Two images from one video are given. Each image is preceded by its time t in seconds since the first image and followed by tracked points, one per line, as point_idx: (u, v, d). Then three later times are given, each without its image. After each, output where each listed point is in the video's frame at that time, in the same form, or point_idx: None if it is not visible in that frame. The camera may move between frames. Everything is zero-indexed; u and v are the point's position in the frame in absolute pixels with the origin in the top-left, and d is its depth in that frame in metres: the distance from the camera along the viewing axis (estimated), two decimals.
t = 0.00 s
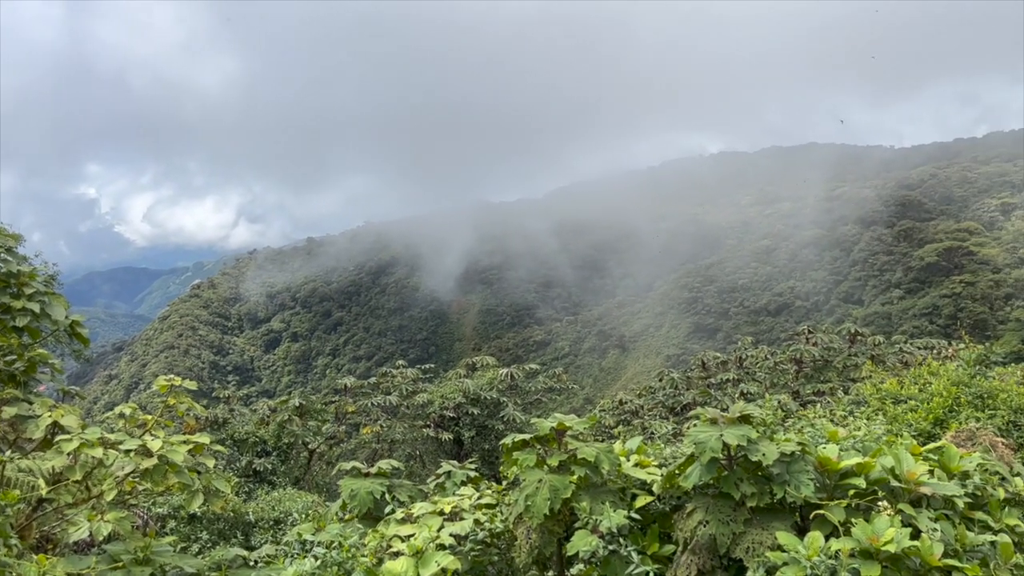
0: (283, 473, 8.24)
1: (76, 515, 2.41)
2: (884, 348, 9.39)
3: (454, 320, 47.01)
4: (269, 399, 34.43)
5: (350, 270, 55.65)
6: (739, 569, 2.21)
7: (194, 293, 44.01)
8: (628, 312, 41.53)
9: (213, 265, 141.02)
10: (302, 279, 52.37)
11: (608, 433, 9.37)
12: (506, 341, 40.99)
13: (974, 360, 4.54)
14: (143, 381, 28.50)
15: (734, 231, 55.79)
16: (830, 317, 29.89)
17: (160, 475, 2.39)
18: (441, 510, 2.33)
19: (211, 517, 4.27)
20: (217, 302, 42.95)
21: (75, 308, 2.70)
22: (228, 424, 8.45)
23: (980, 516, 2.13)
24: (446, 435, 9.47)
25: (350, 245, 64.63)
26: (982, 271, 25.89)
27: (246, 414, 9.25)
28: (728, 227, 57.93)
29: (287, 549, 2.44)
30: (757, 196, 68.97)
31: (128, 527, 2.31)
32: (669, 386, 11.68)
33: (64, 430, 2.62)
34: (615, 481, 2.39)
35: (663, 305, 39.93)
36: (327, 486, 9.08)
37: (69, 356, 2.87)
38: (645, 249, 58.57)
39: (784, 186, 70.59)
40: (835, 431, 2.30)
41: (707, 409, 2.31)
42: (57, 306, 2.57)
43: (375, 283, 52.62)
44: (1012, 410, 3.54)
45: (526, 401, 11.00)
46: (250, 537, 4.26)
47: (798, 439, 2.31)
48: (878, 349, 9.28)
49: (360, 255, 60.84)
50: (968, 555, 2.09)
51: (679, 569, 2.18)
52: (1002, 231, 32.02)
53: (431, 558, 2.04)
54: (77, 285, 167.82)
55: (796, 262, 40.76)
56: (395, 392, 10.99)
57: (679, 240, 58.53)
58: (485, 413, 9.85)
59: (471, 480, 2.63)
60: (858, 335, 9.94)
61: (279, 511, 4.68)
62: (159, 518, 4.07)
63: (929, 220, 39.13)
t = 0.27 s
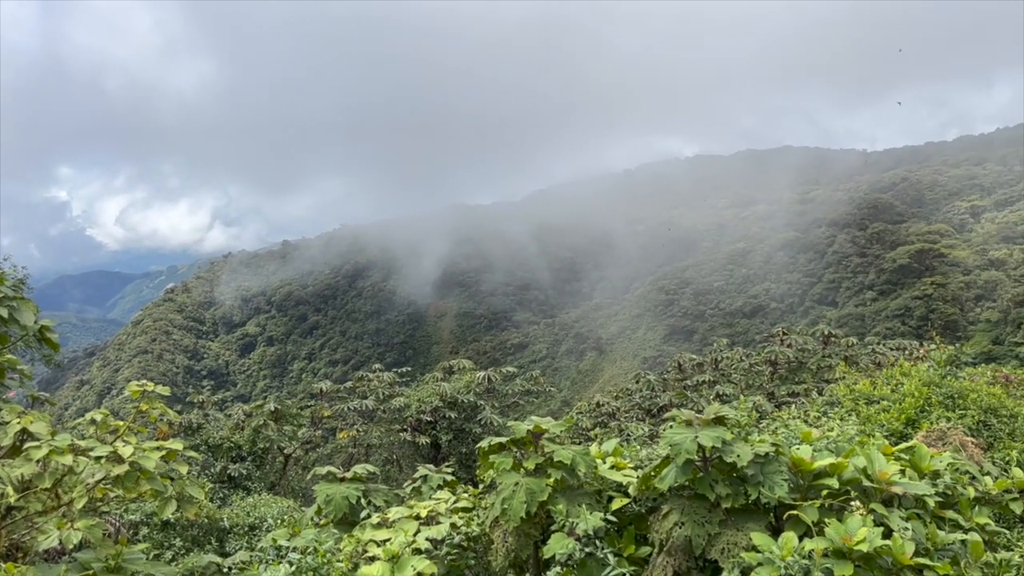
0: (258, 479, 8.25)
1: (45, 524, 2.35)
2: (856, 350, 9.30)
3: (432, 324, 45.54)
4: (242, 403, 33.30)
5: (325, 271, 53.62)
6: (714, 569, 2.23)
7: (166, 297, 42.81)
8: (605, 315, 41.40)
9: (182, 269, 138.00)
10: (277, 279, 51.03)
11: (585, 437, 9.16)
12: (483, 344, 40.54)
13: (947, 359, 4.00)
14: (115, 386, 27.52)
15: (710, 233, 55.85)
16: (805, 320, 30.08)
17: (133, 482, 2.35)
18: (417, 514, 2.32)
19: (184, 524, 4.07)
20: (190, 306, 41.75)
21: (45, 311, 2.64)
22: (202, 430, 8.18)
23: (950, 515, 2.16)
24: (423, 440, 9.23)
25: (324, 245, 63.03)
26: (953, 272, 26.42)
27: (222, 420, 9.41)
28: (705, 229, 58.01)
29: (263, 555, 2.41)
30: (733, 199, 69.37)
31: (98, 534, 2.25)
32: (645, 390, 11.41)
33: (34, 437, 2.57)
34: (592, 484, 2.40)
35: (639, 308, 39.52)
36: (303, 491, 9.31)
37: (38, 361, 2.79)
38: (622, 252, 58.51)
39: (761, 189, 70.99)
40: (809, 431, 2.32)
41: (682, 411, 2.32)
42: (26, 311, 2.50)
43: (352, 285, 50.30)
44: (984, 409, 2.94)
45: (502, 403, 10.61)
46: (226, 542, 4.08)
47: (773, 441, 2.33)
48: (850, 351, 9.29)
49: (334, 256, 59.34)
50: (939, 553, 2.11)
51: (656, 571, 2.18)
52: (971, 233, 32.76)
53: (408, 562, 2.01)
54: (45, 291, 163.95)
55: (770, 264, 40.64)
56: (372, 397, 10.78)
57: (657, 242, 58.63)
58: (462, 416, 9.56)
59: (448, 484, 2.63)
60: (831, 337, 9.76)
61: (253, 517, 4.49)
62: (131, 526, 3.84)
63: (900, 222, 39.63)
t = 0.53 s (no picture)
0: (235, 484, 8.20)
1: (16, 532, 2.31)
2: (832, 351, 9.43)
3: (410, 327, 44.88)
4: (219, 408, 32.41)
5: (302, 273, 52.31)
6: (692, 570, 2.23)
7: (141, 302, 41.65)
8: (584, 318, 41.12)
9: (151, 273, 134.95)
10: (253, 281, 49.78)
11: (564, 439, 9.07)
12: (461, 348, 39.93)
13: (920, 359, 4.00)
14: (91, 391, 26.72)
15: (688, 236, 55.78)
16: (782, 321, 30.16)
17: (106, 488, 2.33)
18: (395, 517, 2.31)
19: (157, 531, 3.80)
20: (165, 310, 40.61)
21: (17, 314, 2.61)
22: (177, 436, 8.28)
23: (924, 514, 2.17)
24: (402, 444, 8.94)
25: (300, 247, 61.59)
26: (926, 275, 27.00)
27: (198, 425, 9.30)
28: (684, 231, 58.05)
29: (239, 560, 2.39)
30: (710, 201, 69.58)
31: (72, 541, 2.23)
32: (624, 391, 11.27)
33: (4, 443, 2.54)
34: (570, 486, 2.40)
35: (617, 310, 39.21)
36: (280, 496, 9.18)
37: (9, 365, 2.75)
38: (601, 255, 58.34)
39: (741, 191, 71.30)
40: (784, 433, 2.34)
41: (659, 412, 2.33)
42: None
43: (329, 288, 48.88)
44: (957, 406, 2.93)
45: (482, 406, 10.51)
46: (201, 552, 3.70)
47: (748, 441, 2.35)
48: (826, 352, 9.43)
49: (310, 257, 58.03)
50: (912, 552, 2.13)
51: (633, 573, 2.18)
52: (943, 236, 33.49)
53: (385, 565, 2.00)
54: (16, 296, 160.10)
55: (746, 266, 40.56)
56: (350, 401, 10.39)
57: (634, 244, 58.58)
58: (441, 419, 9.37)
59: (427, 487, 2.62)
60: (807, 338, 9.89)
61: (231, 523, 4.23)
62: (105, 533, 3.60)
63: (875, 225, 40.12)
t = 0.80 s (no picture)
0: (213, 489, 7.85)
1: None
2: (809, 351, 9.63)
3: (389, 329, 44.48)
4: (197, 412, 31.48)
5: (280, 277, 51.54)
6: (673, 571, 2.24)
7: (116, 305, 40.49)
8: (563, 320, 40.84)
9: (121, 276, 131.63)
10: (230, 286, 48.82)
11: (542, 440, 9.02)
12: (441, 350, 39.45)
13: (897, 359, 4.02)
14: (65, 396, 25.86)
15: (667, 238, 55.69)
16: (760, 322, 30.17)
17: (80, 494, 2.30)
18: (374, 521, 2.29)
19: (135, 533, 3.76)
20: (142, 313, 39.48)
21: None
22: (154, 439, 8.17)
23: (899, 514, 2.20)
24: (382, 446, 9.32)
25: (277, 252, 60.53)
26: (902, 276, 27.51)
27: (175, 429, 9.07)
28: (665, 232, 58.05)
29: (217, 567, 2.37)
30: (692, 203, 69.82)
31: (47, 549, 2.20)
32: (604, 394, 11.26)
33: None
34: (549, 488, 2.39)
35: (598, 312, 39.09)
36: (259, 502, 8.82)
37: None
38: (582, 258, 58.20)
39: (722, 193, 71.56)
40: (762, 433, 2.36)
41: (637, 414, 2.33)
42: None
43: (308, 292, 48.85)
44: (932, 407, 2.94)
45: (462, 409, 11.14)
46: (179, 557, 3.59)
47: (727, 443, 2.35)
48: (803, 352, 9.67)
49: (288, 261, 57.06)
50: (889, 551, 2.15)
51: None
52: (918, 238, 34.18)
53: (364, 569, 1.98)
54: None
55: (725, 267, 40.74)
56: (329, 404, 10.55)
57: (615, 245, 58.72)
58: (421, 422, 9.85)
59: (406, 491, 2.61)
60: (784, 339, 10.13)
61: (209, 526, 4.19)
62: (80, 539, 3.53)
63: (851, 228, 40.65)
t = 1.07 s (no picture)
0: (193, 493, 7.90)
1: None
2: (789, 351, 9.30)
3: (371, 332, 44.11)
4: (177, 416, 31.26)
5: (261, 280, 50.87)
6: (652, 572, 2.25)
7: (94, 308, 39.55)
8: (545, 322, 40.69)
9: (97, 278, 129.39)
10: (211, 288, 48.09)
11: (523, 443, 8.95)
12: (424, 352, 39.24)
13: (875, 360, 4.05)
14: (41, 401, 25.27)
15: (649, 239, 55.67)
16: (740, 324, 30.19)
17: (56, 500, 2.28)
18: (355, 526, 2.27)
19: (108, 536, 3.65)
20: (121, 317, 38.66)
21: None
22: (133, 444, 7.74)
23: (877, 513, 2.22)
24: (363, 450, 9.14)
25: (258, 255, 59.78)
26: (881, 278, 27.90)
27: (152, 433, 8.76)
28: (648, 233, 58.07)
29: (193, 572, 2.34)
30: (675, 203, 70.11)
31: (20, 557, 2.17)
32: (585, 395, 11.14)
33: None
34: (531, 489, 2.39)
35: (580, 314, 39.07)
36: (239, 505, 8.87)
37: None
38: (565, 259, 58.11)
39: (706, 194, 71.84)
40: (742, 435, 2.37)
41: (619, 416, 2.34)
42: None
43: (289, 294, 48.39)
44: (909, 407, 2.96)
45: (444, 412, 10.81)
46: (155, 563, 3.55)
47: (707, 445, 2.36)
48: (784, 353, 9.32)
49: (270, 264, 56.37)
50: (867, 551, 2.16)
51: None
52: (896, 240, 34.69)
53: None
54: None
55: (706, 269, 40.84)
56: (309, 408, 10.48)
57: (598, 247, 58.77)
58: (403, 425, 9.51)
59: (387, 494, 2.60)
60: (766, 340, 9.75)
61: (187, 531, 4.17)
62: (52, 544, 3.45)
63: (830, 229, 41.04)
